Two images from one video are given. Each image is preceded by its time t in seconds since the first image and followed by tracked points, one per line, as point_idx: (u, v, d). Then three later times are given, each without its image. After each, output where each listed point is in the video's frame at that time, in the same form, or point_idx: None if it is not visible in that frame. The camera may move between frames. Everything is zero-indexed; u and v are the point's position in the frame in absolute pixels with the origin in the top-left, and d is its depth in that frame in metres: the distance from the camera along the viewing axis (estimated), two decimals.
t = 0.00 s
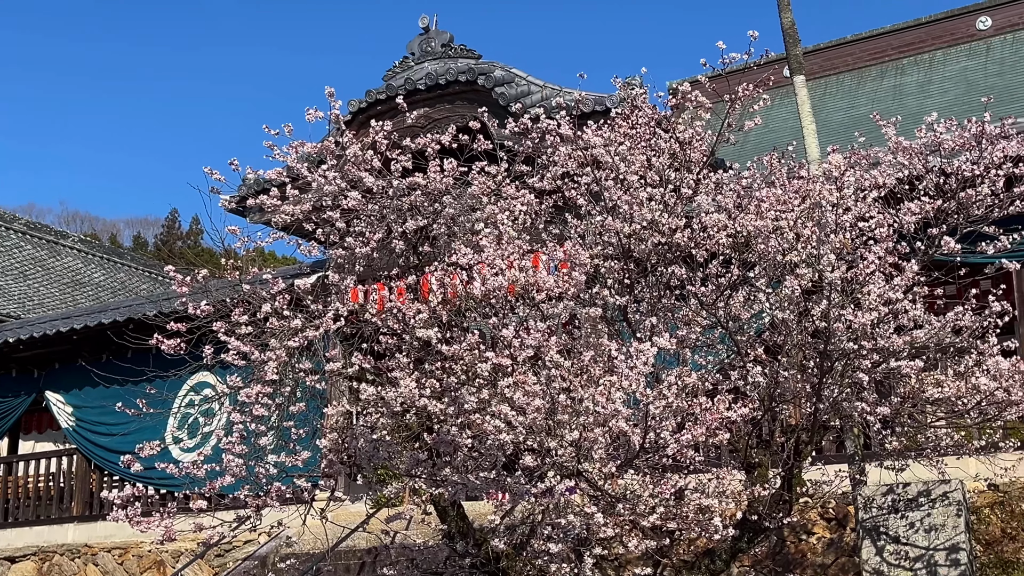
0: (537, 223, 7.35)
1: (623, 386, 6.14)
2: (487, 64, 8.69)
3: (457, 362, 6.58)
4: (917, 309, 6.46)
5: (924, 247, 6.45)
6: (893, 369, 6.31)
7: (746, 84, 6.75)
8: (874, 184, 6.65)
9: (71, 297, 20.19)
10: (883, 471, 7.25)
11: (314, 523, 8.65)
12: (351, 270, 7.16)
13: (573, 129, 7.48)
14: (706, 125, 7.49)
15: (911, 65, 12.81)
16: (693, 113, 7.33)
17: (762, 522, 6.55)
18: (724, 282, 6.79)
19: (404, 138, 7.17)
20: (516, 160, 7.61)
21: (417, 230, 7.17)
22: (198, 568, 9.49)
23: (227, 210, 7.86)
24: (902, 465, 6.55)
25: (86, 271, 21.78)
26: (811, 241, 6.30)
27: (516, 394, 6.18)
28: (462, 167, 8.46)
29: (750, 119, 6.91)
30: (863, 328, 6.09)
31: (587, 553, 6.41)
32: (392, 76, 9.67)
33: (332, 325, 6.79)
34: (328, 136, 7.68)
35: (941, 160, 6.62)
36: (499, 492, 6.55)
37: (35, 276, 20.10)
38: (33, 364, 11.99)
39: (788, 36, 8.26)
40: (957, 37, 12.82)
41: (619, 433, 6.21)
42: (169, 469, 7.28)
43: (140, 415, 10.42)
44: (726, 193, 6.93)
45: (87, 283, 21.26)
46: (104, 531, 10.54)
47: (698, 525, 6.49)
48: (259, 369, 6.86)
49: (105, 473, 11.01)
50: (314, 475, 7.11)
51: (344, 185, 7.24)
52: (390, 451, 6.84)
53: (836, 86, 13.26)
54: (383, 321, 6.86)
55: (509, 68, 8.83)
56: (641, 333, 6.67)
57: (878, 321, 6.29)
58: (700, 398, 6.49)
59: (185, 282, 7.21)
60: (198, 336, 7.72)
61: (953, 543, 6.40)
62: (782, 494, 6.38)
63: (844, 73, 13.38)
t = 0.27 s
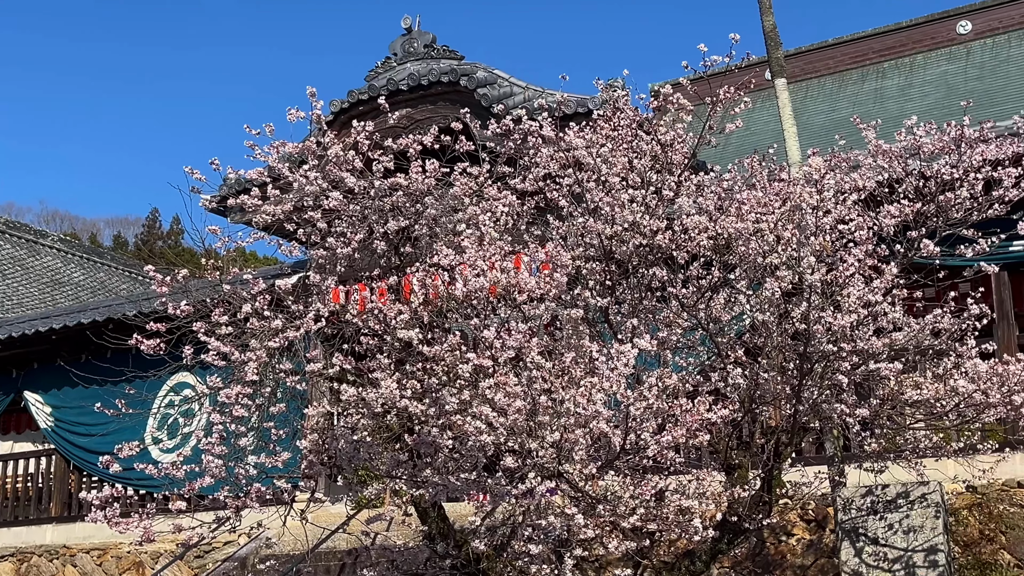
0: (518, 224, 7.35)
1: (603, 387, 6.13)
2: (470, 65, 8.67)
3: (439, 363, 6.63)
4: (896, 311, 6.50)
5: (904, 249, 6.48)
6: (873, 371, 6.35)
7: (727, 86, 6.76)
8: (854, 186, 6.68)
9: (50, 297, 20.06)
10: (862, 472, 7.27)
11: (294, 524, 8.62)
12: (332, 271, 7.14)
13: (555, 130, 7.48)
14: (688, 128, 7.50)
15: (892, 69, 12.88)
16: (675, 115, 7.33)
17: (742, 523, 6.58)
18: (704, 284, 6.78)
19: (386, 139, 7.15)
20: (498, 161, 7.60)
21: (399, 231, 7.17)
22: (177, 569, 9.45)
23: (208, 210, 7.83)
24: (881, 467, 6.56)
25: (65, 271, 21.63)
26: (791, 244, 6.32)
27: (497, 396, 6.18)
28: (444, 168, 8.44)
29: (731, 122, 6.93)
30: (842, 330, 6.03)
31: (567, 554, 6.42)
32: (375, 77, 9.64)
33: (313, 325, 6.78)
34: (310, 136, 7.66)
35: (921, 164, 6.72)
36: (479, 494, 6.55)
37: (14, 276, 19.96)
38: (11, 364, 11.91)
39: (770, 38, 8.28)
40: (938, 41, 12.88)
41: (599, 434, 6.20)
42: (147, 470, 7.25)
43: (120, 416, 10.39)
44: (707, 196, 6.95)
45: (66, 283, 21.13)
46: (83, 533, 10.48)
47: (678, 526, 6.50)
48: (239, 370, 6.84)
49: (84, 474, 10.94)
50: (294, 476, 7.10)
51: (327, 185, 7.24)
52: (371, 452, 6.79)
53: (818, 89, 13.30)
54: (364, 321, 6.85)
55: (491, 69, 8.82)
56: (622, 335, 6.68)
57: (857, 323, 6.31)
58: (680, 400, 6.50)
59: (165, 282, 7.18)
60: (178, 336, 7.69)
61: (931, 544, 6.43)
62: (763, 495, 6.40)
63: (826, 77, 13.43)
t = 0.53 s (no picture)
0: (499, 225, 7.34)
1: (583, 389, 6.17)
2: (451, 65, 8.64)
3: (419, 365, 6.57)
4: (874, 314, 6.53)
5: (882, 252, 6.51)
6: (851, 373, 6.39)
7: (707, 89, 6.77)
8: (833, 189, 6.70)
9: (27, 297, 19.91)
10: (839, 474, 7.28)
11: (273, 525, 8.60)
12: (312, 271, 7.11)
13: (536, 132, 7.47)
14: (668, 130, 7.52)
15: (872, 73, 12.93)
16: (655, 118, 7.35)
17: (720, 524, 6.60)
18: (684, 287, 6.82)
19: (366, 139, 7.13)
20: (479, 162, 7.59)
21: (379, 231, 7.18)
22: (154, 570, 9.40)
23: (187, 210, 7.79)
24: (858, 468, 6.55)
25: (44, 270, 21.47)
26: (770, 246, 6.34)
27: (477, 397, 6.17)
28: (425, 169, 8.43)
29: (711, 124, 6.94)
30: (820, 332, 6.12)
31: (546, 555, 6.43)
32: (355, 77, 9.59)
33: (293, 326, 6.77)
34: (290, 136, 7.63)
35: (899, 166, 6.69)
36: (459, 494, 6.55)
37: None
38: None
39: (750, 41, 8.30)
40: (917, 46, 12.89)
41: (578, 436, 6.19)
42: (125, 471, 7.22)
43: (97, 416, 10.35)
44: (686, 198, 6.96)
45: (45, 283, 20.97)
46: (60, 534, 10.41)
47: (657, 527, 6.51)
48: (217, 370, 6.81)
49: (61, 474, 10.87)
50: (273, 477, 7.09)
51: (307, 185, 7.21)
52: (348, 453, 6.83)
53: (798, 92, 13.33)
54: (344, 322, 6.83)
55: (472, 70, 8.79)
56: (601, 336, 6.69)
57: (835, 325, 6.33)
58: (659, 401, 6.51)
59: (144, 281, 7.14)
60: (155, 337, 7.65)
61: (909, 545, 6.51)
62: (741, 496, 6.42)
63: (806, 80, 13.43)
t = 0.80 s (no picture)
0: (478, 226, 7.34)
1: (561, 390, 6.19)
2: (431, 66, 8.63)
3: (397, 366, 6.56)
4: (851, 316, 6.56)
5: (858, 255, 6.55)
6: (827, 375, 6.44)
7: (686, 92, 6.79)
8: (810, 193, 6.73)
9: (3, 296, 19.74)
10: (816, 475, 7.32)
11: (249, 527, 8.58)
12: (290, 272, 7.09)
13: (515, 133, 7.48)
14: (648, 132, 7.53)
15: (850, 77, 13.05)
16: (635, 120, 7.36)
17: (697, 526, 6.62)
18: (663, 288, 6.82)
19: (345, 139, 7.10)
20: (458, 163, 7.59)
21: (358, 232, 7.15)
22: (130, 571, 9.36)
23: (165, 210, 7.76)
24: (835, 470, 6.62)
25: (19, 270, 21.30)
26: (748, 249, 6.35)
27: (455, 398, 6.17)
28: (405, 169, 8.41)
29: (689, 127, 6.96)
30: (797, 334, 6.16)
31: (524, 557, 6.45)
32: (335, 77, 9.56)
33: (271, 326, 6.76)
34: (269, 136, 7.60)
35: (877, 170, 6.70)
36: (437, 496, 6.55)
37: None
38: None
39: (729, 44, 8.32)
40: (896, 49, 13.07)
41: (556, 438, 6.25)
42: (100, 471, 7.17)
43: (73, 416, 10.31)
44: (665, 200, 6.99)
45: (20, 282, 20.80)
46: (35, 535, 10.34)
47: (634, 529, 6.53)
48: (194, 371, 6.78)
49: (37, 475, 10.80)
50: (249, 478, 7.07)
51: (285, 186, 7.22)
52: (326, 454, 6.80)
53: (777, 96, 13.43)
54: (322, 323, 6.81)
55: (452, 71, 8.78)
56: (580, 338, 6.71)
57: (812, 328, 6.34)
58: (637, 403, 6.52)
59: (120, 281, 7.10)
60: (132, 336, 7.61)
61: (884, 547, 6.48)
62: (718, 498, 6.45)
63: (785, 83, 13.55)
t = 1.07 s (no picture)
0: (457, 227, 7.33)
1: (538, 392, 6.18)
2: (410, 67, 8.61)
3: (374, 367, 6.59)
4: (827, 319, 6.59)
5: (834, 258, 6.58)
6: (803, 378, 6.48)
7: (664, 94, 6.80)
8: (787, 196, 6.76)
9: None
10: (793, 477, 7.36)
11: (225, 528, 8.54)
12: (267, 273, 7.06)
13: (494, 135, 7.47)
14: (626, 134, 7.55)
15: (828, 80, 13.10)
16: (613, 122, 7.37)
17: (674, 528, 6.63)
18: (640, 291, 6.84)
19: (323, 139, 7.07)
20: (437, 164, 7.58)
21: (336, 233, 7.17)
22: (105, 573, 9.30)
23: (141, 209, 7.71)
24: (811, 472, 6.67)
25: None
26: (725, 252, 6.37)
27: (432, 400, 6.16)
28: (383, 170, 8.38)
29: (667, 130, 6.98)
30: (774, 337, 6.17)
31: (501, 559, 6.46)
32: (314, 76, 9.51)
33: (247, 327, 6.74)
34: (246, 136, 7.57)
35: (853, 174, 6.75)
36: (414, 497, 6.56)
37: None
38: None
39: (708, 48, 8.34)
40: (872, 53, 13.12)
41: (532, 439, 6.30)
42: (74, 473, 7.12)
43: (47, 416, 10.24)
44: (643, 203, 7.00)
45: None
46: (8, 536, 10.25)
47: (611, 531, 6.54)
48: (170, 372, 6.74)
49: (10, 476, 10.70)
50: (225, 479, 7.03)
51: (263, 186, 7.18)
52: (303, 455, 6.76)
53: (756, 99, 13.47)
54: (299, 324, 6.78)
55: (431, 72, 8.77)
56: (558, 339, 6.72)
57: (788, 330, 6.39)
58: (614, 405, 6.53)
59: (95, 281, 7.05)
60: (107, 337, 7.56)
61: (859, 549, 6.50)
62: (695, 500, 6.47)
63: (764, 86, 13.58)
